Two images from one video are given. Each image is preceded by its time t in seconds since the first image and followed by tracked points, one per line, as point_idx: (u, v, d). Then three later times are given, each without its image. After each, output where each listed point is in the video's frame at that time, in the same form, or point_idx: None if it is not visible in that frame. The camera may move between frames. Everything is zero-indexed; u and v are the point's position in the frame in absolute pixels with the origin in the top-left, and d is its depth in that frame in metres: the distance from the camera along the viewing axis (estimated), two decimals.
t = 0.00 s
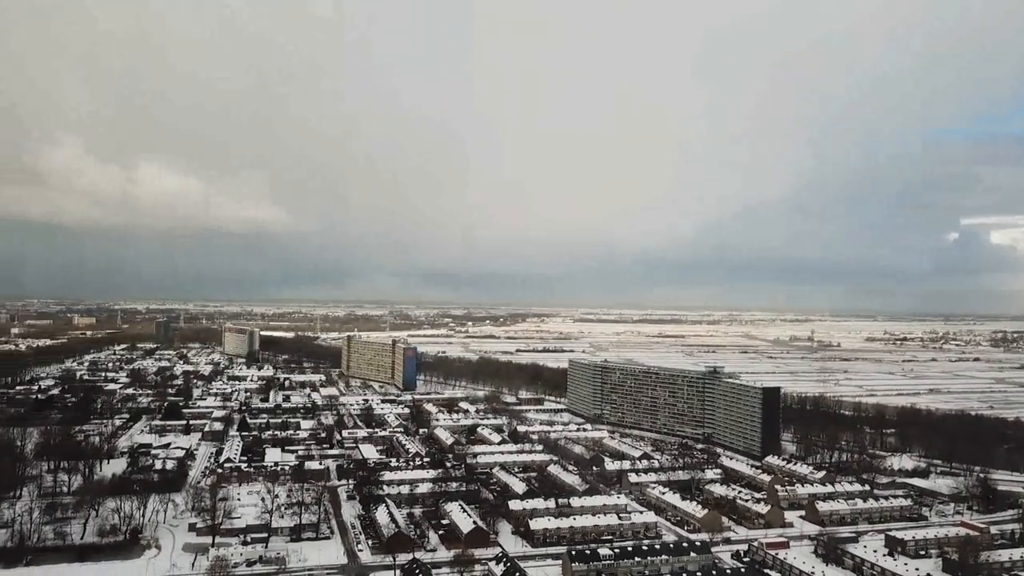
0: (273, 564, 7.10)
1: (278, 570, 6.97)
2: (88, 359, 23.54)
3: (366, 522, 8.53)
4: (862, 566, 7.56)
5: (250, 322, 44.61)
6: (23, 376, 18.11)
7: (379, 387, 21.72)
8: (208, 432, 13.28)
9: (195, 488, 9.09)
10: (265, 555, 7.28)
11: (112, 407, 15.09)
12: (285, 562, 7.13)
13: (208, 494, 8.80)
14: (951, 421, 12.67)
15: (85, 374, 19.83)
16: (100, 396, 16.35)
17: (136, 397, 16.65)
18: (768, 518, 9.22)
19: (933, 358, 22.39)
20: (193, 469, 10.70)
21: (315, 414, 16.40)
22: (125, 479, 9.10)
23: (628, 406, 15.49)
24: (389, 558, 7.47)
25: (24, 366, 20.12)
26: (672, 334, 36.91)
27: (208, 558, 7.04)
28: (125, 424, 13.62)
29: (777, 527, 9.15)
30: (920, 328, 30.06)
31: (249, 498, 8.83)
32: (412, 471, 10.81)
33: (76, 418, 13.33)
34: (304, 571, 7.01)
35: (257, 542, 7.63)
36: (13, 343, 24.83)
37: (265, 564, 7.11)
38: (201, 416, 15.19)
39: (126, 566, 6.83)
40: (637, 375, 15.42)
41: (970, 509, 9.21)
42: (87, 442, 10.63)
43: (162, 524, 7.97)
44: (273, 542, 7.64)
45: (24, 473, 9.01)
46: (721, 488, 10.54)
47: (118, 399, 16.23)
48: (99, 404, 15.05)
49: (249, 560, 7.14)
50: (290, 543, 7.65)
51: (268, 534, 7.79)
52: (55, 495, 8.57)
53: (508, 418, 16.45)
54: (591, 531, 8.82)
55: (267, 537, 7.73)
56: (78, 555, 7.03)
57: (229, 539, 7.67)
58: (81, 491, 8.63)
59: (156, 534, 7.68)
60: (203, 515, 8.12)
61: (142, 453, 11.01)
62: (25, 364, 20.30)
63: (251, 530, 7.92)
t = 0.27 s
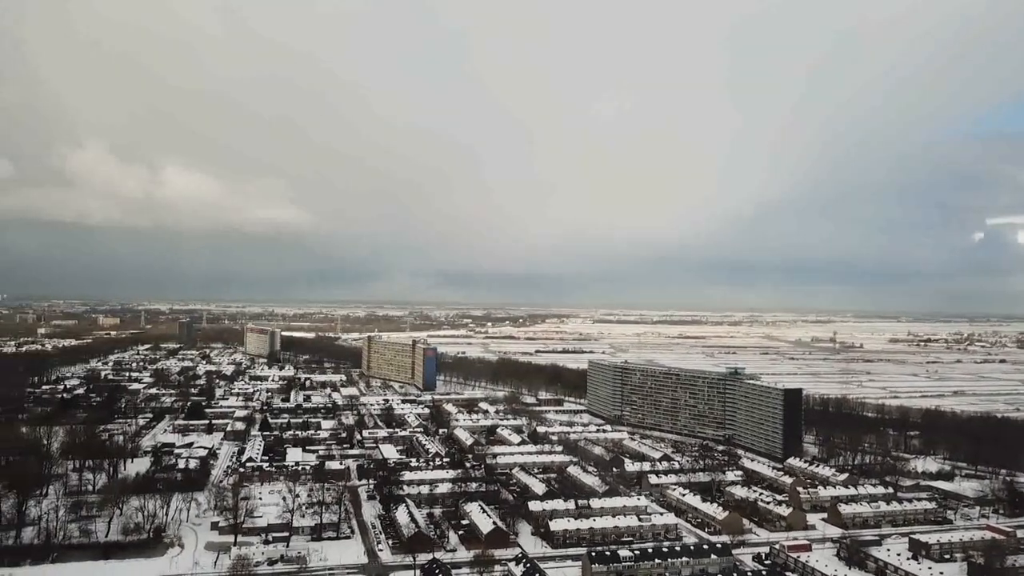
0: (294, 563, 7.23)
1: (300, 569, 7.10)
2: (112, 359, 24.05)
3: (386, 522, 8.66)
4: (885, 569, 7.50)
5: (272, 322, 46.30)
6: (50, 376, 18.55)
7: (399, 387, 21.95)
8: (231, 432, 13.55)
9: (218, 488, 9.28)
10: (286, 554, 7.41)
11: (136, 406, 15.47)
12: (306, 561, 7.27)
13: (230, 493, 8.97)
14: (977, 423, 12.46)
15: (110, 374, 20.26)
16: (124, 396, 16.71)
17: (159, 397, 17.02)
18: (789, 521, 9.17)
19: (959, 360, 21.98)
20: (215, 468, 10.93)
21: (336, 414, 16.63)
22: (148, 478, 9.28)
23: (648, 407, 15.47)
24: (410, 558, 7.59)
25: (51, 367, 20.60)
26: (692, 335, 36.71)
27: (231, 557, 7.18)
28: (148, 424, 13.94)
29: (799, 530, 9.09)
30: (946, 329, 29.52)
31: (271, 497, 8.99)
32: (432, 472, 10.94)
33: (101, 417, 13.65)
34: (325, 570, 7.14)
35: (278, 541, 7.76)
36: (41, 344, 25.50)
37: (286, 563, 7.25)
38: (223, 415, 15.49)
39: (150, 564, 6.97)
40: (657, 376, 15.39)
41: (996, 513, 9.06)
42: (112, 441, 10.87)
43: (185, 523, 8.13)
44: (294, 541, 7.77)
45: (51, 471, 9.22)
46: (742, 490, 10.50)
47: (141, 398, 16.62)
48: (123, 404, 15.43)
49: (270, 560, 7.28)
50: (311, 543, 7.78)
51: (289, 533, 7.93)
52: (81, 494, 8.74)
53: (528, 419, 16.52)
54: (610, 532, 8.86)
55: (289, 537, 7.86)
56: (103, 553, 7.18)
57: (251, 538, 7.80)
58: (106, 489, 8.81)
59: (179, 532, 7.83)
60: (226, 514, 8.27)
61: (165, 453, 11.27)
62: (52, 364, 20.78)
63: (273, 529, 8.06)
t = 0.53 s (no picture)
0: (315, 562, 7.36)
1: (321, 568, 7.23)
2: (137, 359, 24.55)
3: (406, 522, 8.79)
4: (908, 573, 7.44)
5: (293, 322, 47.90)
6: (75, 376, 18.98)
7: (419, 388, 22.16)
8: (252, 431, 13.82)
9: (239, 487, 9.46)
10: (307, 553, 7.54)
11: (159, 405, 15.86)
12: (326, 561, 7.39)
13: (252, 493, 9.15)
14: (1003, 426, 12.25)
15: (134, 374, 20.69)
16: (148, 396, 17.07)
17: (182, 397, 17.37)
18: (811, 523, 9.12)
19: (985, 362, 21.57)
20: (237, 467, 11.15)
21: (356, 414, 16.86)
22: (170, 477, 9.41)
23: (668, 408, 15.44)
24: (430, 558, 7.71)
25: (77, 367, 21.07)
26: (711, 336, 36.50)
27: (252, 556, 7.30)
28: (172, 423, 14.24)
29: (821, 533, 9.03)
30: (972, 331, 28.97)
31: (292, 497, 9.15)
32: (452, 472, 11.07)
33: (126, 416, 13.96)
34: (345, 569, 7.26)
35: (300, 540, 7.90)
36: (67, 344, 26.12)
37: (306, 562, 7.38)
38: (245, 414, 15.79)
39: (174, 562, 7.10)
40: (677, 377, 15.36)
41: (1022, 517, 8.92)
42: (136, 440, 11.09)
43: (207, 522, 8.28)
44: (315, 541, 7.91)
45: (77, 469, 9.41)
46: (763, 492, 10.45)
47: (164, 398, 17.04)
48: (147, 403, 15.79)
49: (291, 559, 7.41)
50: (331, 542, 7.91)
51: (310, 532, 8.06)
52: (105, 492, 8.89)
53: (547, 420, 16.58)
54: (630, 533, 8.90)
55: (310, 536, 8.00)
56: (127, 550, 7.31)
57: (272, 537, 7.93)
58: (130, 488, 8.99)
59: (201, 531, 7.95)
60: (247, 513, 8.42)
61: (188, 452, 11.51)
62: (78, 364, 21.27)
63: (294, 528, 8.19)
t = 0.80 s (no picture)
0: (333, 562, 7.45)
1: (340, 568, 7.33)
2: (158, 359, 24.99)
3: (424, 522, 8.89)
4: None
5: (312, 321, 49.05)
6: (98, 376, 19.37)
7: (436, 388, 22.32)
8: (272, 431, 14.04)
9: (258, 487, 9.61)
10: (326, 552, 7.65)
11: (180, 405, 16.19)
12: (344, 560, 7.48)
13: (271, 492, 9.30)
14: None
15: (155, 374, 21.05)
16: (168, 395, 17.38)
17: (202, 396, 17.66)
18: (831, 526, 9.05)
19: (1010, 363, 21.16)
20: (257, 467, 11.34)
21: (374, 414, 17.05)
22: (190, 476, 9.54)
23: (686, 409, 15.39)
24: (447, 558, 7.79)
25: (100, 367, 21.49)
26: (730, 337, 36.25)
27: (272, 555, 7.38)
28: (192, 423, 14.50)
29: (841, 536, 8.96)
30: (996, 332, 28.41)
31: (311, 497, 9.28)
32: (470, 472, 11.16)
33: (148, 416, 14.24)
34: (364, 569, 7.35)
35: (319, 540, 8.01)
36: (89, 344, 26.72)
37: (325, 561, 7.46)
38: (265, 414, 16.03)
39: (193, 560, 7.21)
40: (695, 378, 15.30)
41: None
42: (157, 440, 11.30)
43: (227, 521, 8.40)
44: (334, 540, 8.02)
45: (99, 467, 9.60)
46: (782, 494, 10.39)
47: (185, 397, 17.39)
48: (168, 403, 16.11)
49: (310, 558, 7.49)
50: (350, 542, 8.02)
51: (329, 532, 8.16)
52: (127, 490, 9.07)
53: (565, 420, 16.61)
54: (648, 535, 8.91)
55: (328, 535, 8.10)
56: (148, 549, 7.45)
57: (291, 536, 8.04)
58: (151, 487, 9.15)
59: (220, 530, 8.07)
60: (267, 513, 8.54)
61: (209, 451, 11.73)
62: (100, 364, 21.68)
63: (313, 527, 8.29)
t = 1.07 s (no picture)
0: (354, 560, 7.55)
1: (360, 566, 7.43)
2: (181, 359, 25.44)
3: (444, 522, 9.00)
4: None
5: (332, 322, 50.06)
6: (124, 376, 19.80)
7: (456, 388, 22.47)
8: (294, 431, 14.28)
9: (279, 486, 9.78)
10: (347, 552, 7.75)
11: (202, 405, 16.50)
12: (365, 559, 7.59)
13: (292, 491, 9.45)
14: None
15: (178, 374, 21.47)
16: (191, 395, 17.72)
17: (224, 396, 17.98)
18: (854, 529, 8.98)
19: None
20: (279, 466, 11.54)
21: (395, 414, 17.24)
22: (212, 475, 9.69)
23: (707, 410, 15.32)
24: (467, 558, 7.88)
25: (124, 366, 21.95)
26: (751, 338, 35.91)
27: (293, 555, 7.47)
28: (214, 422, 14.80)
29: (864, 539, 8.88)
30: None
31: (331, 496, 9.44)
32: (490, 473, 11.25)
33: (171, 415, 14.53)
34: (384, 568, 7.45)
35: (340, 539, 8.12)
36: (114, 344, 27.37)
37: (346, 560, 7.56)
38: (286, 413, 16.30)
39: (215, 557, 7.31)
40: (716, 380, 15.22)
41: None
42: (180, 439, 11.52)
43: (249, 519, 8.53)
44: (354, 539, 8.13)
45: (123, 465, 9.80)
46: (804, 496, 10.32)
47: (207, 397, 17.74)
48: (191, 403, 16.43)
49: (331, 557, 7.59)
50: (371, 541, 8.14)
51: (349, 531, 8.28)
52: (150, 489, 9.25)
53: (585, 421, 16.63)
54: (669, 536, 8.92)
55: (349, 534, 8.22)
56: (172, 546, 7.57)
57: (313, 535, 8.17)
58: (175, 486, 9.34)
59: (243, 528, 8.18)
60: (288, 512, 8.68)
61: (231, 451, 11.94)
62: (125, 364, 22.14)
63: (334, 526, 8.41)
